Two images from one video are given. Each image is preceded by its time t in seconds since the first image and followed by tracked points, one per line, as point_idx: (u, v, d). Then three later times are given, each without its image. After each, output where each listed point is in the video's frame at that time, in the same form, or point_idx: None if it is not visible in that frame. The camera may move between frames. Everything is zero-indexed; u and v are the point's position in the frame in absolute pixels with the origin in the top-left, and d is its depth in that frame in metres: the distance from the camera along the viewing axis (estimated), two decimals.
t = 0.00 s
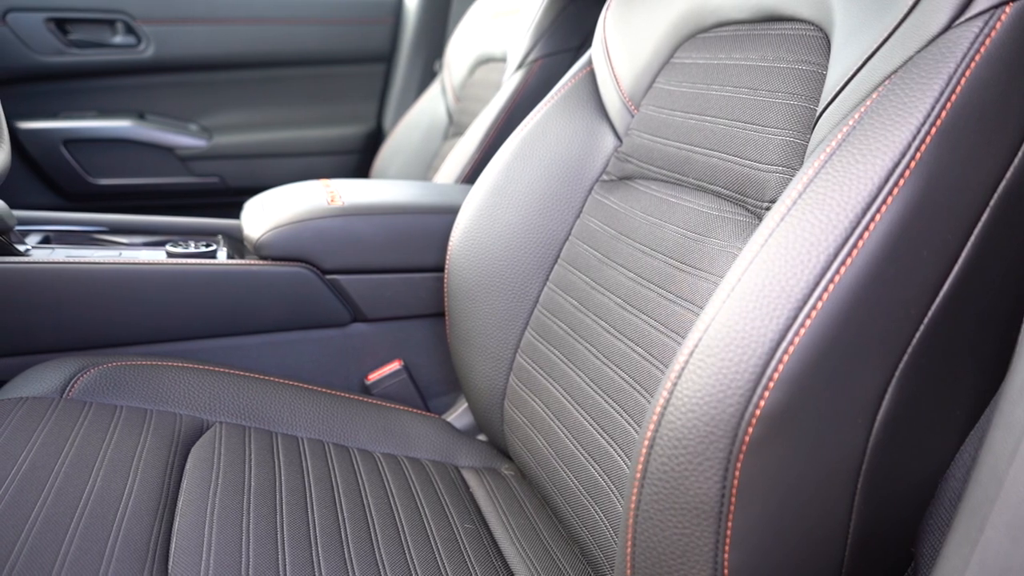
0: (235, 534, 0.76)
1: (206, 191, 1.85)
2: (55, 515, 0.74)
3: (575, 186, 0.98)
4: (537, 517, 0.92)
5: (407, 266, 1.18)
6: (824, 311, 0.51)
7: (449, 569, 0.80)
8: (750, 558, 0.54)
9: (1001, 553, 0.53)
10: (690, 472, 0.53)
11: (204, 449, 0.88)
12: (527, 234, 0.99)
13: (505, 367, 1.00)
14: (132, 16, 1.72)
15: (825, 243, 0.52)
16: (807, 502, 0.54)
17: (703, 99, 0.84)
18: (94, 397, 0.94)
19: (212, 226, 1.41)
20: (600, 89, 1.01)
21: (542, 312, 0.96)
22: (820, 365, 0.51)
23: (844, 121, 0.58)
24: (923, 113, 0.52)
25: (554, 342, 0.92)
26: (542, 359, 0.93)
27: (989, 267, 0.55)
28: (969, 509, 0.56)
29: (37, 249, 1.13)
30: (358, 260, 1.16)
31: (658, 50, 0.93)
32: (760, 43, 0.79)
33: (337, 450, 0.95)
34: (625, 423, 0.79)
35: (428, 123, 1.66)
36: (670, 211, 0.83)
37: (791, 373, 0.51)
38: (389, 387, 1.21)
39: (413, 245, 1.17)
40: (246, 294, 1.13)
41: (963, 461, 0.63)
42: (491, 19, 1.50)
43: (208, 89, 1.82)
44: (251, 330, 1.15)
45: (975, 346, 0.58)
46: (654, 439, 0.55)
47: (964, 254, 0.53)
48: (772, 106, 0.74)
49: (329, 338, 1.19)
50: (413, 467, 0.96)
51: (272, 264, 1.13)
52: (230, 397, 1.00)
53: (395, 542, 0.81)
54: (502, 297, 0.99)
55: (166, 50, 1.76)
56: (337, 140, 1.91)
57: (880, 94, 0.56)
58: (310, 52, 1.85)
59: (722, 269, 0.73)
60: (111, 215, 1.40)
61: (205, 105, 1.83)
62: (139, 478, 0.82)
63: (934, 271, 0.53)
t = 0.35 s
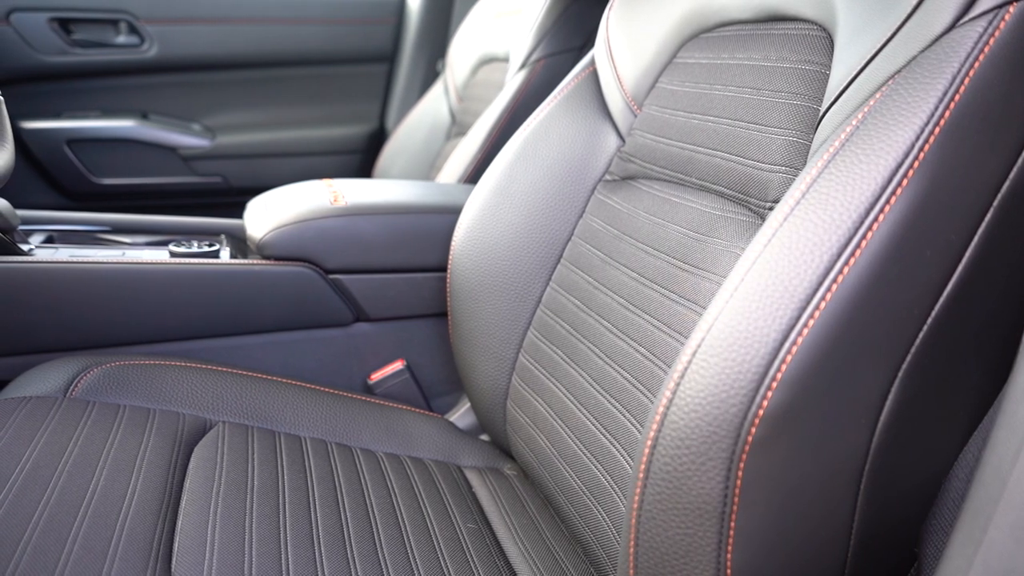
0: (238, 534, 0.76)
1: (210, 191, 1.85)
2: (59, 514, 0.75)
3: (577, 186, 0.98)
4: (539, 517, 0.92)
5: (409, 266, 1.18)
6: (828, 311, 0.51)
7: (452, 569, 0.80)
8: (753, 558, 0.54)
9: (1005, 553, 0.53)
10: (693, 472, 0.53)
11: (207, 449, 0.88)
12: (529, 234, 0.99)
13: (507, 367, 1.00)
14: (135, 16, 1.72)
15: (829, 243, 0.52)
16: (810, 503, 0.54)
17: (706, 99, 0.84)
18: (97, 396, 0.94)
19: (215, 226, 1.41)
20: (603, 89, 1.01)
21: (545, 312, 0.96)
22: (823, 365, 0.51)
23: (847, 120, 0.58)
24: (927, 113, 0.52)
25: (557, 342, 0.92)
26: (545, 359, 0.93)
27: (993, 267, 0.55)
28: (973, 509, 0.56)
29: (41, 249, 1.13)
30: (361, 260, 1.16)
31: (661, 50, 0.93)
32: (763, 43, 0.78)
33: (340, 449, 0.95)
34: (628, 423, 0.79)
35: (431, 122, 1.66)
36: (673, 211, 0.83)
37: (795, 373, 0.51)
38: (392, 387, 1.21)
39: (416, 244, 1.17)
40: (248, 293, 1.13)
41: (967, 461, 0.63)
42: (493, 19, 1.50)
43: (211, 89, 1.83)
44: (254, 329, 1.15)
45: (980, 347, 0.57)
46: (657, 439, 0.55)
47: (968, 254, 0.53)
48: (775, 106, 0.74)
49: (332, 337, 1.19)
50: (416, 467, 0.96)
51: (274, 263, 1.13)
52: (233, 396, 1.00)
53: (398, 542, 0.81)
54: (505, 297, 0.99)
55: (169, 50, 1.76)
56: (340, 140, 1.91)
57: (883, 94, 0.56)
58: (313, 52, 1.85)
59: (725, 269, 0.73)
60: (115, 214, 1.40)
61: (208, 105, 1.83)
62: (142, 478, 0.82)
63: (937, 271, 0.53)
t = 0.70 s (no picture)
0: (241, 533, 0.77)
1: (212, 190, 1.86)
2: (61, 513, 0.75)
3: (579, 186, 0.98)
4: (541, 517, 0.92)
5: (411, 266, 1.18)
6: (830, 311, 0.51)
7: (453, 569, 0.80)
8: (755, 559, 0.54)
9: (1008, 554, 0.53)
10: (695, 472, 0.53)
11: (210, 448, 0.88)
12: (532, 235, 0.99)
13: (509, 367, 1.00)
14: (137, 16, 1.73)
15: (832, 243, 0.52)
16: (812, 503, 0.54)
17: (709, 99, 0.84)
18: (99, 395, 0.94)
19: (218, 226, 1.41)
20: (606, 89, 1.01)
21: (547, 312, 0.96)
22: (825, 365, 0.51)
23: (850, 120, 0.58)
24: (930, 113, 0.52)
25: (559, 342, 0.92)
26: (547, 359, 0.93)
27: (996, 268, 0.55)
28: (976, 509, 0.56)
29: (44, 248, 1.13)
30: (363, 260, 1.16)
31: (663, 51, 0.93)
32: (766, 43, 0.78)
33: (342, 449, 0.95)
34: (629, 423, 0.79)
35: (433, 122, 1.66)
36: (676, 210, 0.83)
37: (797, 373, 0.51)
38: (394, 386, 1.21)
39: (418, 244, 1.17)
40: (251, 293, 1.13)
41: (969, 462, 0.63)
42: (496, 20, 1.50)
43: (213, 89, 1.83)
44: (257, 329, 1.15)
45: (983, 347, 0.57)
46: (659, 440, 0.55)
47: (971, 255, 0.53)
48: (778, 105, 0.74)
49: (334, 337, 1.19)
50: (418, 467, 0.96)
51: (277, 263, 1.13)
52: (235, 396, 1.00)
53: (400, 542, 0.81)
54: (506, 297, 0.99)
55: (172, 50, 1.76)
56: (342, 140, 1.91)
57: (886, 94, 0.56)
58: (315, 52, 1.85)
59: (727, 269, 0.73)
60: (117, 214, 1.40)
61: (210, 105, 1.84)
62: (145, 477, 0.82)
63: (940, 271, 0.53)
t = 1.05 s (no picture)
0: (244, 533, 0.77)
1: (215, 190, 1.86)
2: (65, 512, 0.75)
3: (582, 186, 0.98)
4: (544, 517, 0.92)
5: (414, 266, 1.18)
6: (833, 312, 0.51)
7: (456, 569, 0.80)
8: (758, 559, 0.54)
9: (1012, 554, 0.53)
10: (698, 473, 0.53)
11: (213, 448, 0.89)
12: (534, 234, 0.99)
13: (512, 366, 1.00)
14: (141, 16, 1.73)
15: (835, 243, 0.52)
16: (816, 504, 0.54)
17: (712, 99, 0.84)
18: (103, 395, 0.95)
19: (221, 225, 1.42)
20: (609, 89, 1.01)
21: (550, 312, 0.96)
22: (829, 365, 0.51)
23: (854, 121, 0.58)
24: (934, 113, 0.52)
25: (562, 342, 0.92)
26: (550, 359, 0.93)
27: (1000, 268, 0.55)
28: (980, 510, 0.56)
29: (48, 248, 1.13)
30: (366, 259, 1.16)
31: (666, 51, 0.93)
32: (769, 43, 0.78)
33: (345, 449, 0.95)
34: (633, 423, 0.79)
35: (436, 123, 1.66)
36: (679, 210, 0.83)
37: (801, 373, 0.51)
38: (396, 386, 1.21)
39: (421, 244, 1.17)
40: (254, 292, 1.13)
41: (973, 463, 0.63)
42: (499, 19, 1.50)
43: (216, 89, 1.83)
44: (260, 329, 1.15)
45: (986, 348, 0.57)
46: (662, 440, 0.55)
47: (975, 255, 0.53)
48: (781, 105, 0.74)
49: (337, 337, 1.19)
50: (421, 467, 0.96)
51: (280, 263, 1.13)
52: (238, 395, 1.00)
53: (403, 542, 0.81)
54: (509, 297, 0.99)
55: (175, 50, 1.77)
56: (345, 140, 1.91)
57: (890, 94, 0.56)
58: (318, 52, 1.85)
59: (731, 270, 0.73)
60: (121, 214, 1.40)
61: (213, 105, 1.84)
62: (148, 476, 0.82)
63: (944, 271, 0.53)
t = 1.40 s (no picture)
0: (248, 532, 0.77)
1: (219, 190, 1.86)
2: (69, 511, 0.75)
3: (586, 186, 0.98)
4: (547, 517, 0.92)
5: (418, 266, 1.18)
6: (838, 312, 0.51)
7: (460, 569, 0.80)
8: (762, 560, 0.54)
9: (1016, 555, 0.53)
10: (702, 473, 0.53)
11: (216, 447, 0.89)
12: (538, 235, 0.99)
13: (516, 366, 1.00)
14: (145, 16, 1.73)
15: (840, 244, 0.52)
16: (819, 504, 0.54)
17: (716, 99, 0.84)
18: (107, 394, 0.95)
19: (224, 225, 1.42)
20: (613, 90, 1.01)
21: (554, 312, 0.96)
22: (833, 366, 0.51)
23: (858, 121, 0.58)
24: (939, 113, 0.52)
25: (565, 342, 0.92)
26: (553, 359, 0.93)
27: (1005, 268, 0.54)
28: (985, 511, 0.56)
29: (52, 247, 1.13)
30: (370, 259, 1.16)
31: (670, 50, 0.93)
32: (773, 43, 0.78)
33: (348, 448, 0.95)
34: (636, 423, 0.79)
35: (439, 122, 1.66)
36: (682, 211, 0.82)
37: (805, 373, 0.51)
38: (400, 386, 1.21)
39: (424, 244, 1.18)
40: (258, 292, 1.13)
41: (977, 464, 0.63)
42: (502, 19, 1.50)
43: (220, 89, 1.83)
44: (264, 328, 1.15)
45: (991, 349, 0.57)
46: (666, 440, 0.55)
47: (980, 255, 0.53)
48: (785, 105, 0.74)
49: (341, 337, 1.19)
50: (424, 467, 0.96)
51: (284, 262, 1.13)
52: (241, 395, 1.00)
53: (406, 541, 0.81)
54: (513, 297, 0.99)
55: (179, 50, 1.77)
56: (349, 140, 1.91)
57: (895, 94, 0.56)
58: (322, 52, 1.85)
59: (735, 270, 0.73)
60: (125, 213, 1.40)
61: (217, 105, 1.84)
62: (152, 475, 0.82)
63: (949, 272, 0.53)
